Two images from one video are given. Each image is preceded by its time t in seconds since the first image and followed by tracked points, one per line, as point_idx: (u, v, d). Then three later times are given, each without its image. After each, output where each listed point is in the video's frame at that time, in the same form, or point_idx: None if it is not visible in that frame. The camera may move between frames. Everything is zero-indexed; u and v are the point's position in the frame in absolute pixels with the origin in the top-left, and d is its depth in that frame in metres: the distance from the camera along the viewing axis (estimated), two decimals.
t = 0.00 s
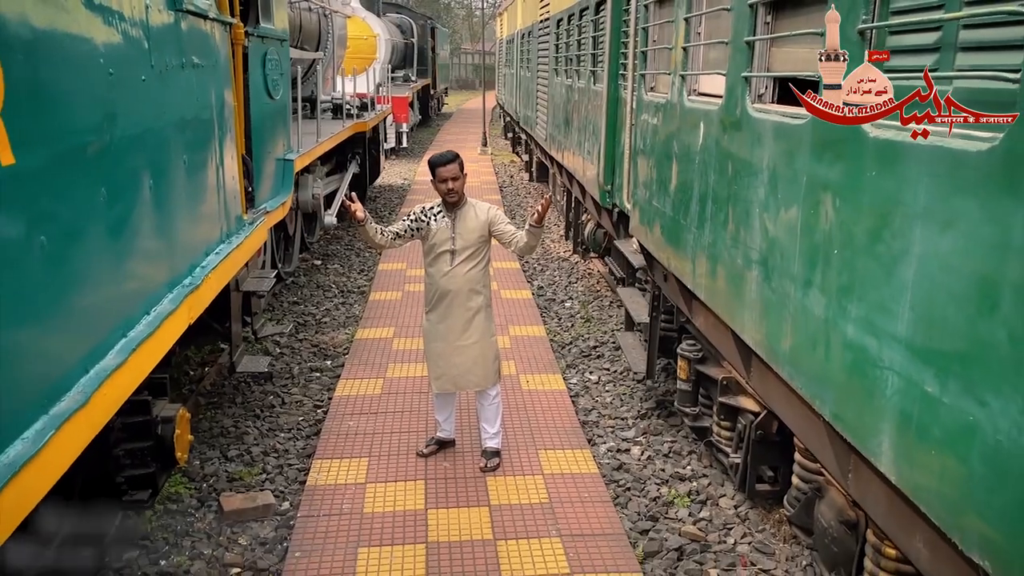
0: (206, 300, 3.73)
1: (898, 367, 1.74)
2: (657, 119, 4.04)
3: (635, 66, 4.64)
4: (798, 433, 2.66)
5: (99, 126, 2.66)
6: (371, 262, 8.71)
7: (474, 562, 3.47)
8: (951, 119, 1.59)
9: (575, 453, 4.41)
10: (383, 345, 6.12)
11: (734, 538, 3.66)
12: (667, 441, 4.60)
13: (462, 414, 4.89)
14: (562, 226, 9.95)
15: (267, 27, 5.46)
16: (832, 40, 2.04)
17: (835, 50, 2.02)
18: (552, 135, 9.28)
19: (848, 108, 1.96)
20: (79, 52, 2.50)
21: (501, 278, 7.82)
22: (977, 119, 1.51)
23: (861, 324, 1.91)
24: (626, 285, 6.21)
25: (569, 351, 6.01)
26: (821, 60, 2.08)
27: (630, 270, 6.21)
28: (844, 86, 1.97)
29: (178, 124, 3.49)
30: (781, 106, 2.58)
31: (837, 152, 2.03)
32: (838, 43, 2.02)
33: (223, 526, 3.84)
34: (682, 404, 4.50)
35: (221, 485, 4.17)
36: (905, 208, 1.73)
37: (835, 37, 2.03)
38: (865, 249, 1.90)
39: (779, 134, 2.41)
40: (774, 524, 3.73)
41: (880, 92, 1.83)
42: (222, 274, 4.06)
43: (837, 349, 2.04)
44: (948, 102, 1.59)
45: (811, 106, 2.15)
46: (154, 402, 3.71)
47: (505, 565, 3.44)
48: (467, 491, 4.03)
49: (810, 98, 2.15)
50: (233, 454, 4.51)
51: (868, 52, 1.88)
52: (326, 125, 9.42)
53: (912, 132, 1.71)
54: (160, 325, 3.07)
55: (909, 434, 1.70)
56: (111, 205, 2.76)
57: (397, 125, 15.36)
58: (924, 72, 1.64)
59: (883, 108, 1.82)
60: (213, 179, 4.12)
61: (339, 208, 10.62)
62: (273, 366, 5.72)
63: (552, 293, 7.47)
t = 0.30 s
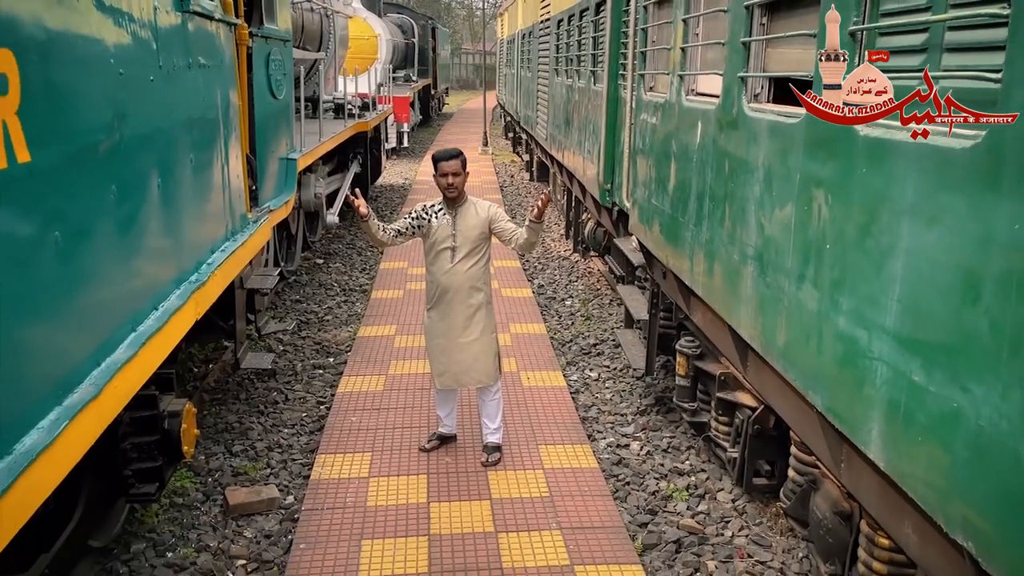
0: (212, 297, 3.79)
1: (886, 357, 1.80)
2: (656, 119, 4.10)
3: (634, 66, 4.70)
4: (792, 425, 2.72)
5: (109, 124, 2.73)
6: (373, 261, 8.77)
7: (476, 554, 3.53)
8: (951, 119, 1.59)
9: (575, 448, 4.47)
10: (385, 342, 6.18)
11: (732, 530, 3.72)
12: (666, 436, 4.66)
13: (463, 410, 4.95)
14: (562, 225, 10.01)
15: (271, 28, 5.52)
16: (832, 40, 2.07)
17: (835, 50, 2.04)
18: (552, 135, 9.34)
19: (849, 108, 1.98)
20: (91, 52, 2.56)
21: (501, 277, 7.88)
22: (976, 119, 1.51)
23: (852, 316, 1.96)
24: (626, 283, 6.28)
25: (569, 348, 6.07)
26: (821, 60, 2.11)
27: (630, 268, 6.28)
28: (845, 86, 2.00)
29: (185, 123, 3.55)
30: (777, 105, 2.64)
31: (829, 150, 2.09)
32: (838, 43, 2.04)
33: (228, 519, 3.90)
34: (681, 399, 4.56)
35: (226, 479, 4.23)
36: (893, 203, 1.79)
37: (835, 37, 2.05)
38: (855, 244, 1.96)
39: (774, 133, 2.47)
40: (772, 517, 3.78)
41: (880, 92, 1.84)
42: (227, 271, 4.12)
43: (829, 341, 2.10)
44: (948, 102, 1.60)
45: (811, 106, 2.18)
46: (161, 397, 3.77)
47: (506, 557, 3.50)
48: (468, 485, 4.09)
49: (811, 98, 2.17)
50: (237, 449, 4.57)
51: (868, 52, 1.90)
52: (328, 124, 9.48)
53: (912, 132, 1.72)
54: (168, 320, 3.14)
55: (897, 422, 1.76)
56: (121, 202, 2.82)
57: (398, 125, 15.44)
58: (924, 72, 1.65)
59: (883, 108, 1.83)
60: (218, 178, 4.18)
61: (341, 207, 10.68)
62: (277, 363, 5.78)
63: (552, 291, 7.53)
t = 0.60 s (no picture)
0: (214, 293, 3.86)
1: (869, 347, 1.86)
2: (651, 117, 4.15)
3: (631, 66, 4.76)
4: (783, 417, 2.78)
5: (114, 122, 2.79)
6: (373, 260, 8.83)
7: (474, 545, 3.59)
8: (951, 119, 1.57)
9: (572, 443, 4.53)
10: (385, 339, 6.24)
11: (726, 523, 3.78)
12: (662, 432, 4.72)
13: (462, 405, 5.01)
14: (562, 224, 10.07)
15: (272, 28, 5.58)
16: (832, 40, 2.05)
17: (835, 50, 2.03)
18: (551, 134, 9.39)
19: (849, 108, 1.97)
20: (97, 52, 2.62)
21: (501, 275, 7.94)
22: (977, 119, 1.48)
23: (837, 308, 2.02)
24: (624, 281, 6.34)
25: (567, 346, 6.13)
26: (821, 60, 2.10)
27: (627, 266, 6.34)
28: (845, 85, 1.98)
29: (187, 122, 3.61)
30: (767, 103, 2.70)
31: (816, 147, 2.14)
32: (838, 43, 2.03)
33: (230, 512, 3.96)
34: (677, 395, 4.62)
35: (228, 473, 4.29)
36: (876, 198, 1.85)
37: (835, 37, 2.03)
38: (840, 238, 2.01)
39: (764, 130, 2.53)
40: (766, 510, 3.84)
41: (880, 92, 1.81)
42: (229, 268, 4.18)
43: (816, 333, 2.16)
44: (948, 102, 1.57)
45: (811, 106, 2.17)
46: (164, 391, 3.83)
47: (503, 548, 3.56)
48: (467, 478, 4.15)
49: (811, 98, 2.17)
50: (239, 444, 4.63)
51: (868, 52, 1.87)
52: (329, 124, 9.55)
53: (912, 132, 1.70)
54: (172, 315, 3.20)
55: (879, 409, 1.82)
56: (125, 199, 2.88)
57: (398, 124, 15.51)
58: (924, 72, 1.63)
59: (883, 108, 1.81)
60: (220, 177, 4.24)
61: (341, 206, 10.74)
62: (278, 360, 5.84)
63: (551, 289, 7.59)
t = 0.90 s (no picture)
0: (216, 288, 3.92)
1: (851, 336, 1.92)
2: (647, 115, 4.21)
3: (627, 65, 4.82)
4: (773, 408, 2.84)
5: (119, 120, 2.85)
6: (373, 258, 8.90)
7: (472, 535, 3.65)
8: (951, 118, 1.55)
9: (569, 437, 4.59)
10: (385, 336, 6.31)
11: (720, 515, 3.84)
12: (659, 426, 4.78)
13: (461, 400, 5.08)
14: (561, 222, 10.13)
15: (273, 28, 5.65)
16: (832, 40, 2.02)
17: (834, 50, 2.00)
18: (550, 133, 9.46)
19: (849, 108, 1.94)
20: (102, 52, 2.69)
21: (500, 273, 8.00)
22: (976, 119, 1.47)
23: (822, 300, 2.08)
24: (621, 278, 6.41)
25: (565, 342, 6.19)
26: (821, 60, 2.07)
27: (625, 264, 6.40)
28: (845, 85, 1.96)
29: (190, 120, 3.68)
30: (757, 101, 2.76)
31: (803, 143, 2.20)
32: (838, 43, 2.01)
33: (231, 505, 4.02)
34: (672, 389, 4.69)
35: (230, 466, 4.35)
36: (858, 192, 1.91)
37: (835, 36, 2.01)
38: (825, 231, 2.07)
39: (754, 127, 2.59)
40: (759, 503, 3.90)
41: (880, 92, 1.79)
42: (231, 264, 4.24)
43: (802, 324, 2.22)
44: (948, 102, 1.55)
45: (811, 106, 2.14)
46: (167, 385, 3.89)
47: (500, 539, 3.62)
48: (465, 471, 4.22)
49: (810, 97, 2.14)
50: (240, 438, 4.69)
51: (868, 52, 1.86)
52: (330, 123, 9.63)
53: (912, 132, 1.68)
54: (175, 309, 3.26)
55: (860, 396, 1.88)
56: (130, 195, 2.95)
57: (399, 124, 15.59)
58: (924, 72, 1.61)
59: (883, 108, 1.79)
60: (222, 175, 4.30)
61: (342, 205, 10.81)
62: (279, 356, 5.90)
63: (550, 287, 7.65)
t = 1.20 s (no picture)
0: (220, 283, 3.99)
1: (838, 326, 1.99)
2: (644, 114, 4.28)
3: (625, 64, 4.88)
4: (765, 398, 2.91)
5: (127, 118, 2.92)
6: (374, 256, 8.97)
7: (471, 526, 3.72)
8: (951, 119, 1.54)
9: (567, 432, 4.66)
10: (386, 333, 6.38)
11: (715, 507, 3.91)
12: (656, 421, 4.85)
13: (461, 395, 5.14)
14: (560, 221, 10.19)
15: (275, 27, 5.71)
16: (832, 40, 2.02)
17: (835, 50, 2.00)
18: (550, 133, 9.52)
19: (849, 108, 1.94)
20: (111, 51, 2.76)
21: (500, 271, 8.07)
22: (977, 119, 1.47)
23: (810, 292, 2.15)
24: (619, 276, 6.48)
25: (564, 339, 6.25)
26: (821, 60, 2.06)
27: (623, 261, 6.46)
28: (845, 85, 1.96)
29: (195, 119, 3.74)
30: (750, 100, 2.83)
31: (792, 140, 2.27)
32: (838, 43, 2.01)
33: (235, 497, 4.09)
34: (670, 384, 4.76)
35: (233, 460, 4.42)
36: (845, 187, 1.97)
37: (835, 37, 2.01)
38: (813, 225, 2.14)
39: (746, 125, 2.65)
40: (754, 495, 3.97)
41: (880, 92, 1.79)
42: (234, 260, 4.31)
43: (792, 315, 2.28)
44: (948, 102, 1.55)
45: (811, 106, 2.14)
46: (173, 379, 3.96)
47: (500, 530, 3.69)
48: (465, 464, 4.28)
49: (811, 97, 2.14)
50: (243, 433, 4.75)
51: (868, 52, 1.85)
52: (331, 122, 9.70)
53: (912, 131, 1.68)
54: (181, 304, 3.33)
55: (846, 384, 1.94)
56: (137, 192, 3.02)
57: (399, 124, 15.66)
58: (924, 71, 1.61)
59: (883, 108, 1.79)
60: (226, 173, 4.37)
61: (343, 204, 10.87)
62: (281, 352, 5.97)
63: (549, 285, 7.72)
